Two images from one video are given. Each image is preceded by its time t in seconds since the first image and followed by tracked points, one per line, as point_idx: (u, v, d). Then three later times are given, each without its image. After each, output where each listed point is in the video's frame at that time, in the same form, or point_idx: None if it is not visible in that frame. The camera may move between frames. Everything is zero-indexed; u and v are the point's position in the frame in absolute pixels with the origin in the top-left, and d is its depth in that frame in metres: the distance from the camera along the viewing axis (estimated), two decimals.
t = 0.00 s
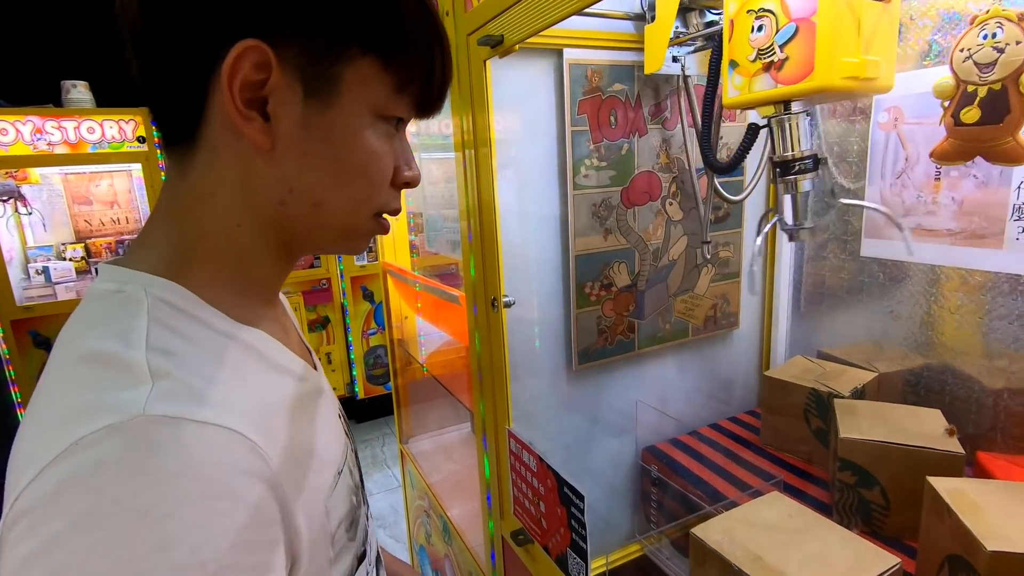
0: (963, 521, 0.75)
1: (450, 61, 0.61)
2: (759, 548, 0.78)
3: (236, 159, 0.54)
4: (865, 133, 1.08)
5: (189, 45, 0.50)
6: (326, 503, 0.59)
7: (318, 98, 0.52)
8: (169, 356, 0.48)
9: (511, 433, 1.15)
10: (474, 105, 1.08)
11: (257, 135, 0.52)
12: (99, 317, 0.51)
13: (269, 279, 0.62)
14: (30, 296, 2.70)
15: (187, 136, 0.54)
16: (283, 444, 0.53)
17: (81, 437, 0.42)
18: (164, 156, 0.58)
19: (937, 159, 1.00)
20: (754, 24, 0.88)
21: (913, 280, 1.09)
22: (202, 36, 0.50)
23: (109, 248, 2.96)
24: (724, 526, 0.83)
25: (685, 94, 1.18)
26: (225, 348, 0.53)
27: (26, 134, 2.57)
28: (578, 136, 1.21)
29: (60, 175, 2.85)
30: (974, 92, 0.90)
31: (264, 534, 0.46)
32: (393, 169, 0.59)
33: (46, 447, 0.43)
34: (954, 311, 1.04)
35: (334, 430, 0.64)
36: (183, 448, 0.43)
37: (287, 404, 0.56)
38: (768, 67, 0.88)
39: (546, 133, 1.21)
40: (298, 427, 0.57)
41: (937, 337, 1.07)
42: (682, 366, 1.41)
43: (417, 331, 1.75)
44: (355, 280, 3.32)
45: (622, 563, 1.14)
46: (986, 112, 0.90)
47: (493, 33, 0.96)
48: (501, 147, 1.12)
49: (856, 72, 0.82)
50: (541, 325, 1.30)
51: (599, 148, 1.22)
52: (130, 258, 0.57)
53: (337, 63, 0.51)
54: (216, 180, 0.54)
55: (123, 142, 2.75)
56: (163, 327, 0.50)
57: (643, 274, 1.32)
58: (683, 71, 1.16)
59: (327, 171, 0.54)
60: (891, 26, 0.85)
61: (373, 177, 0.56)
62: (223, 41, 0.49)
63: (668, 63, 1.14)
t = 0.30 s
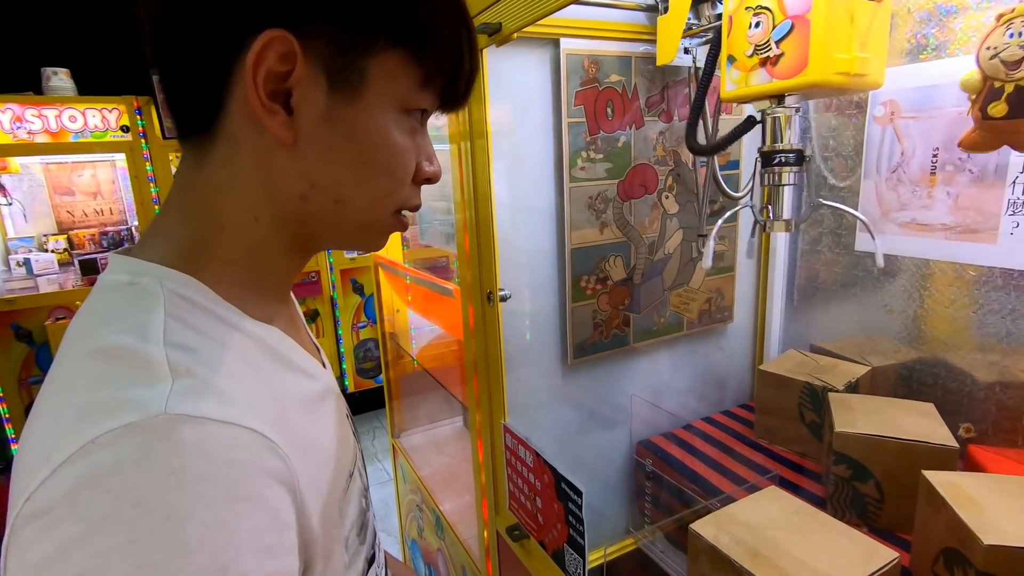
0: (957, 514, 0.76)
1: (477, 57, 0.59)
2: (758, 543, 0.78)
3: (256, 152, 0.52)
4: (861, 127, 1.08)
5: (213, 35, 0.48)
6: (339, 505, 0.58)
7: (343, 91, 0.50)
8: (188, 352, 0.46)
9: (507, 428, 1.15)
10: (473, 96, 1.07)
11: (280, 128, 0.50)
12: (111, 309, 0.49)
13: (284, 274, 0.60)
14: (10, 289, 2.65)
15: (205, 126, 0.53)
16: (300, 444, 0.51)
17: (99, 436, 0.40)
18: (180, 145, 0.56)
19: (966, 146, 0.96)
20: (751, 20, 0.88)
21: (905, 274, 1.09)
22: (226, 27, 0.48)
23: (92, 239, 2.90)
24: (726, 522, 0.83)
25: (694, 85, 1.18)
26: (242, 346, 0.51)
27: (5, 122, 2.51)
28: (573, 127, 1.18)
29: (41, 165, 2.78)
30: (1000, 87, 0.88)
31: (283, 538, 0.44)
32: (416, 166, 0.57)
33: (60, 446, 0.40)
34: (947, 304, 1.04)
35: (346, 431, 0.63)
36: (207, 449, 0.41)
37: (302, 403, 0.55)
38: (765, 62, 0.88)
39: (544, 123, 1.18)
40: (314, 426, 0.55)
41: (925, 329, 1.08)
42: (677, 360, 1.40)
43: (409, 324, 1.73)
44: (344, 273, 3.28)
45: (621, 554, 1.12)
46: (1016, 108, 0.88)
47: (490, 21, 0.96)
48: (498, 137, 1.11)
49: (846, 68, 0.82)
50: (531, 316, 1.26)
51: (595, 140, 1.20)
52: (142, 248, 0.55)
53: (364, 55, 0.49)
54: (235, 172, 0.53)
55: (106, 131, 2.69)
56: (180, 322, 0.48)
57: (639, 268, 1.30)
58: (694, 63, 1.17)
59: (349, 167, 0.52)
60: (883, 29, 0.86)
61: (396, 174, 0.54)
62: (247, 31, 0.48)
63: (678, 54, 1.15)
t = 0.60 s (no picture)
0: (958, 514, 0.76)
1: (495, 58, 0.57)
2: (762, 543, 0.78)
3: (266, 142, 0.50)
4: (861, 126, 1.08)
5: (227, 20, 0.46)
6: (347, 507, 0.57)
7: (359, 84, 0.48)
8: (195, 350, 0.45)
9: (507, 426, 1.14)
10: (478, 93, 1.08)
11: (292, 121, 0.48)
12: (114, 303, 0.47)
13: (290, 267, 0.59)
14: None
15: (214, 113, 0.51)
16: (308, 445, 0.50)
17: (102, 439, 0.38)
18: (186, 130, 0.54)
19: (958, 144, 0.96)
20: (762, 17, 0.88)
21: (898, 274, 1.10)
22: (241, 12, 0.46)
23: (78, 232, 2.84)
24: (728, 521, 0.83)
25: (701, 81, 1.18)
26: (248, 343, 0.50)
27: None
28: (575, 122, 1.16)
29: (25, 155, 2.72)
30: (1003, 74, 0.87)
31: (293, 544, 0.43)
32: (428, 163, 0.55)
33: (61, 447, 0.39)
34: (944, 304, 1.04)
35: (353, 429, 0.62)
36: (216, 454, 0.40)
37: (307, 403, 0.54)
38: (775, 58, 0.87)
39: (545, 117, 1.17)
40: (321, 426, 0.54)
41: (919, 327, 1.09)
42: (674, 359, 1.39)
43: (403, 320, 1.71)
44: (335, 268, 3.25)
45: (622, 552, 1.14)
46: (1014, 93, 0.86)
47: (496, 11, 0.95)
48: (497, 133, 1.12)
49: (856, 66, 0.83)
50: (527, 312, 1.24)
51: (597, 136, 1.18)
52: (144, 237, 0.54)
53: (383, 47, 0.48)
54: (244, 162, 0.51)
55: (92, 121, 2.63)
56: (185, 319, 0.47)
57: (638, 265, 1.29)
58: (705, 60, 1.17)
59: (362, 162, 0.51)
60: (892, 30, 0.86)
61: (409, 171, 0.53)
62: (263, 17, 0.46)
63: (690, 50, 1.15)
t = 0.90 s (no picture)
0: (956, 510, 0.76)
1: (497, 46, 0.56)
2: (760, 541, 0.77)
3: (257, 131, 0.48)
4: (859, 121, 1.07)
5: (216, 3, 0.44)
6: (337, 505, 0.56)
7: (355, 72, 0.46)
8: (178, 346, 0.43)
9: (502, 422, 1.13)
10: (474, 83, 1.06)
11: (285, 110, 0.46)
12: (95, 293, 0.45)
13: (280, 260, 0.58)
14: None
15: (201, 99, 0.49)
16: (298, 444, 0.49)
17: (76, 438, 0.36)
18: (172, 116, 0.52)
19: (972, 138, 0.93)
20: (778, 6, 0.87)
21: (893, 270, 1.10)
22: None
23: (66, 224, 2.80)
24: (724, 518, 0.82)
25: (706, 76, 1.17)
26: (234, 338, 0.48)
27: None
28: (573, 114, 1.15)
29: (11, 145, 2.67)
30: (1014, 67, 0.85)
31: (279, 545, 0.42)
32: (425, 155, 0.54)
33: (32, 445, 0.37)
34: (941, 301, 1.04)
35: (345, 425, 0.61)
36: (201, 454, 0.38)
37: (298, 399, 0.52)
38: (791, 48, 0.86)
39: (541, 109, 1.15)
40: (313, 423, 0.53)
41: (916, 323, 1.09)
42: (670, 355, 1.39)
43: (397, 314, 1.70)
44: (329, 262, 3.23)
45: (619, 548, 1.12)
46: None
47: None
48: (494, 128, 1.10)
49: (878, 55, 0.82)
50: (522, 307, 1.23)
51: (595, 128, 1.17)
52: (127, 227, 0.52)
53: (380, 34, 0.46)
54: (234, 151, 0.49)
55: (80, 111, 2.59)
56: (170, 312, 0.45)
57: (635, 260, 1.28)
58: (708, 53, 1.16)
59: (357, 154, 0.49)
60: (915, 14, 0.84)
61: (406, 163, 0.52)
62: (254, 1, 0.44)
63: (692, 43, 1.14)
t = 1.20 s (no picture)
0: (951, 509, 0.75)
1: (489, 38, 0.54)
2: (754, 540, 0.76)
3: (234, 124, 0.47)
4: (859, 117, 1.06)
5: None
6: (319, 504, 0.55)
7: (335, 65, 0.45)
8: (149, 344, 0.42)
9: (496, 419, 1.12)
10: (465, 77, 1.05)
11: (261, 103, 0.45)
12: (60, 290, 0.44)
13: (263, 255, 0.57)
14: None
15: (179, 90, 0.48)
16: (278, 443, 0.48)
17: (41, 441, 0.35)
18: (150, 106, 0.51)
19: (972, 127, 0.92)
20: None
21: (890, 266, 1.09)
22: None
23: (59, 217, 2.78)
24: (718, 518, 0.82)
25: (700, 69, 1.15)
26: (211, 335, 0.47)
27: None
28: (570, 108, 1.13)
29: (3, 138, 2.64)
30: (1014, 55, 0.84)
31: (259, 545, 0.42)
32: (412, 150, 0.53)
33: None
34: (937, 298, 1.03)
35: (329, 424, 0.60)
36: (172, 456, 0.38)
37: (280, 398, 0.51)
38: (797, 42, 0.86)
39: (537, 103, 1.14)
40: (295, 422, 0.52)
41: (912, 321, 1.08)
42: (666, 351, 1.38)
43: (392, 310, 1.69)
44: (324, 257, 3.21)
45: (613, 546, 1.14)
46: None
47: None
48: (489, 122, 1.09)
49: (888, 45, 0.81)
50: (516, 303, 1.22)
51: (591, 123, 1.16)
52: (103, 221, 0.51)
53: (362, 25, 0.44)
54: (211, 145, 0.49)
55: (73, 103, 2.56)
56: (140, 309, 0.44)
57: (631, 256, 1.27)
58: (701, 47, 1.14)
59: (338, 149, 0.48)
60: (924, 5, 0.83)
61: (390, 159, 0.50)
62: None
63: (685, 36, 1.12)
